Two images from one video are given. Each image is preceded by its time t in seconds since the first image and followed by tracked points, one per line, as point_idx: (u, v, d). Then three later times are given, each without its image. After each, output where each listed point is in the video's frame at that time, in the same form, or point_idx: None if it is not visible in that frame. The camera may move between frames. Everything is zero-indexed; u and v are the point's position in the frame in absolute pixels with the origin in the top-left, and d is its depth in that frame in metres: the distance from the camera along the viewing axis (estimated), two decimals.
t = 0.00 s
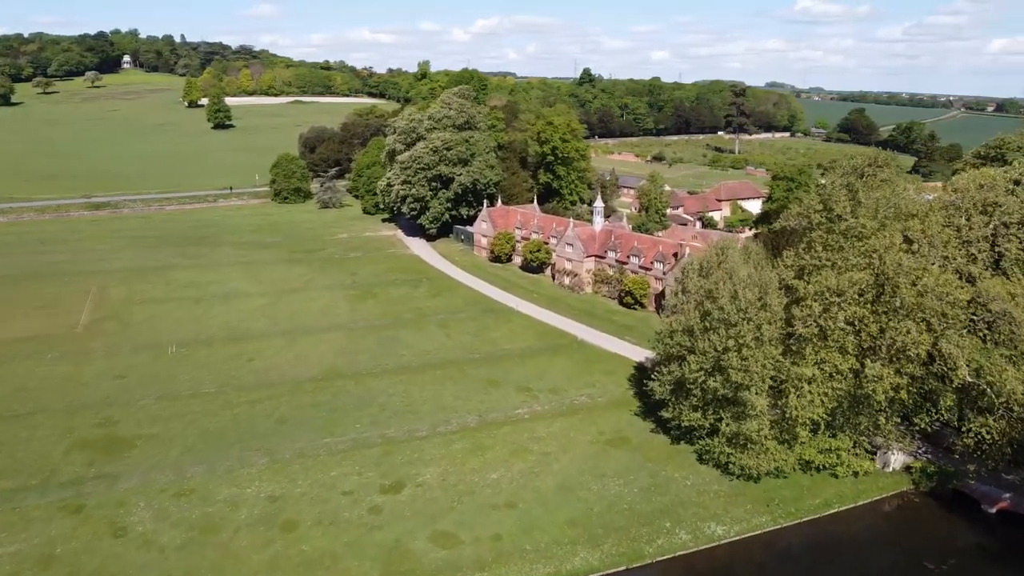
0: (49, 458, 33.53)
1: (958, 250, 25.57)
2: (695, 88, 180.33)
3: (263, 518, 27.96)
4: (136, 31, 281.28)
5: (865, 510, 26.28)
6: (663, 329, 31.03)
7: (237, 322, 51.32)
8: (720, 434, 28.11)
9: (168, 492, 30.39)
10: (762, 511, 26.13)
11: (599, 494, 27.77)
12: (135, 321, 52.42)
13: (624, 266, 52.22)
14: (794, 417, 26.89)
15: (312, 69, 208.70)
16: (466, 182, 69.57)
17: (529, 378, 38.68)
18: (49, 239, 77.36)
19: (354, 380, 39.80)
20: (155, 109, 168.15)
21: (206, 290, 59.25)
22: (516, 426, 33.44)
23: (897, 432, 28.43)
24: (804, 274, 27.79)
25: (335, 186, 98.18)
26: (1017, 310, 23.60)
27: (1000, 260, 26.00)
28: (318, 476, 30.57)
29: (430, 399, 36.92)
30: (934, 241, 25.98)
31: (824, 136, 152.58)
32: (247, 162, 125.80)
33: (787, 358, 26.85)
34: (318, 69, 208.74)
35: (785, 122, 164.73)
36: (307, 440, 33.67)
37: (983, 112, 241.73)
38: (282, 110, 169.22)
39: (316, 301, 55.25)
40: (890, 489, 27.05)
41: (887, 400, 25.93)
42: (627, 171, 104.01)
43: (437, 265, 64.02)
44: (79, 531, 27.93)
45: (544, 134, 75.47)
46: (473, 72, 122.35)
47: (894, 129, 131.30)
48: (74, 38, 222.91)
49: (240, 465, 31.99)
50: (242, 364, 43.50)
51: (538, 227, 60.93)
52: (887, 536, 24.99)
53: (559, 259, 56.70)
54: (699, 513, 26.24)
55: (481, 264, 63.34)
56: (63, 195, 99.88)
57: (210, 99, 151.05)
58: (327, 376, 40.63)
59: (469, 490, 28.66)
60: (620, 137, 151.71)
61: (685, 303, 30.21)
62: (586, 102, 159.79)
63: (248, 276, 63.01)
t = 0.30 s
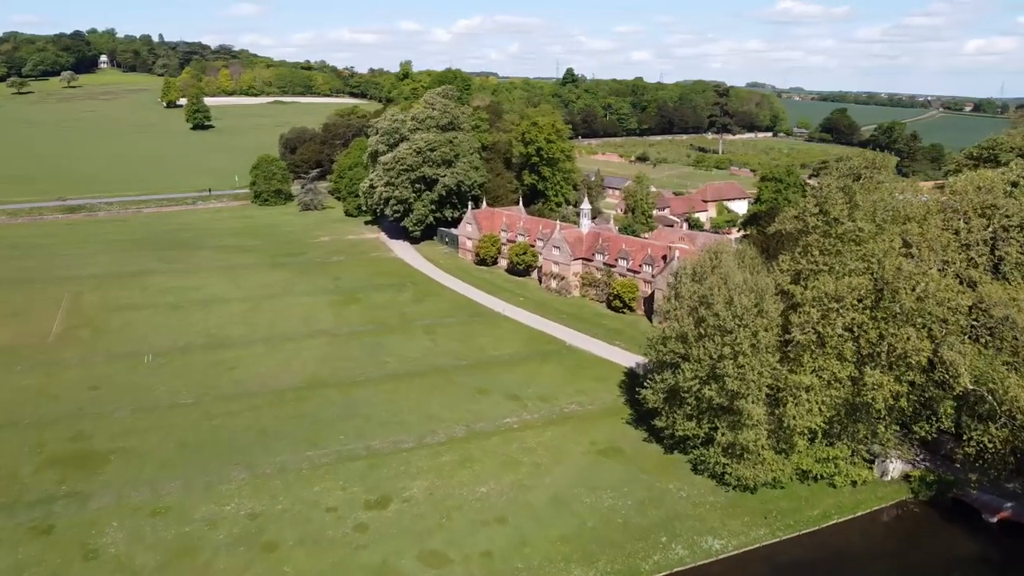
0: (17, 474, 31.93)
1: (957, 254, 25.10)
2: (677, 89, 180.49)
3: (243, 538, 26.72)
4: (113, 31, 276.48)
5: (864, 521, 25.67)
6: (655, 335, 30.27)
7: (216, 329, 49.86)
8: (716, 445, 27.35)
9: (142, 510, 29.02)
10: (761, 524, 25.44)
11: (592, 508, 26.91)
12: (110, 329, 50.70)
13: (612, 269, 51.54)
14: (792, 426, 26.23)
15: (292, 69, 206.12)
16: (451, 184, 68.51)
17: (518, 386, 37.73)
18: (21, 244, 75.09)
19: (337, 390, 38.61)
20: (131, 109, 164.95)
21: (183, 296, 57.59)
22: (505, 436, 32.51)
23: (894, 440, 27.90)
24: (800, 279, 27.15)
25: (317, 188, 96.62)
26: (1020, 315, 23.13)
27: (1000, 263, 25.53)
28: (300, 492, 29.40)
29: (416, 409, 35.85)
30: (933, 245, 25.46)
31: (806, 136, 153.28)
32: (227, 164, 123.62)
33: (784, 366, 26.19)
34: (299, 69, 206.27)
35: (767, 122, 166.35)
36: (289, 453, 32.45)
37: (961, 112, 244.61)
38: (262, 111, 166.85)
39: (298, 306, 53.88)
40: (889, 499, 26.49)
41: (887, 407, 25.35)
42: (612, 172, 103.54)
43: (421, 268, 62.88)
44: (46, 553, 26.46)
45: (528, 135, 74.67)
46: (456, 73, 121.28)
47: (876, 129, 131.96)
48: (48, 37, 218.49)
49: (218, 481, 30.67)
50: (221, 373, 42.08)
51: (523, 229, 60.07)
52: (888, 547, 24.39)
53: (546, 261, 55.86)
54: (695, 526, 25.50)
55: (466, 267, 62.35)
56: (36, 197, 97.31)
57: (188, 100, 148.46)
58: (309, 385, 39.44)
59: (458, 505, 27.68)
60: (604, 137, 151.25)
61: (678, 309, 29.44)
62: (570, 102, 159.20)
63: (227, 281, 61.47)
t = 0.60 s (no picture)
0: None
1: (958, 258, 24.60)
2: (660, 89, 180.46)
3: (221, 558, 25.49)
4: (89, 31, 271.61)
5: (864, 532, 25.01)
6: (648, 342, 29.49)
7: (195, 335, 48.40)
8: (712, 455, 26.59)
9: (115, 530, 27.62)
10: (760, 536, 24.71)
11: (585, 522, 26.05)
12: (84, 336, 49.00)
13: (600, 272, 50.79)
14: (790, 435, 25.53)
15: (273, 69, 203.54)
16: (435, 185, 67.36)
17: (506, 394, 36.77)
18: None
19: (320, 400, 37.41)
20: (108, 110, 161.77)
21: (161, 302, 55.98)
22: (494, 447, 31.57)
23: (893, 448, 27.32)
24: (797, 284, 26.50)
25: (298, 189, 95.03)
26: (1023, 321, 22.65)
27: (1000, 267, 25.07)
28: (282, 509, 28.22)
29: (402, 419, 34.78)
30: (933, 249, 24.94)
31: (788, 136, 153.87)
32: (206, 165, 121.37)
33: (782, 373, 25.49)
34: (279, 69, 203.65)
35: (750, 122, 166.41)
36: (270, 467, 31.24)
37: (939, 112, 247.22)
38: (242, 111, 164.37)
39: (279, 312, 52.52)
40: (888, 509, 25.89)
41: (888, 415, 24.74)
42: (597, 172, 102.90)
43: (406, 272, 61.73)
44: None
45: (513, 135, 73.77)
46: (439, 72, 120.04)
47: (858, 129, 132.55)
48: (21, 36, 213.97)
49: (196, 499, 29.33)
50: (199, 383, 40.70)
51: (509, 232, 59.15)
52: (890, 559, 23.76)
53: (532, 264, 54.98)
54: (692, 540, 24.72)
55: (451, 270, 61.31)
56: (8, 200, 94.73)
57: (166, 100, 145.79)
58: (291, 395, 38.22)
59: (446, 521, 26.68)
60: (588, 137, 150.70)
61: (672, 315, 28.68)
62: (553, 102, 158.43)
63: (206, 286, 59.92)
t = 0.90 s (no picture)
0: None
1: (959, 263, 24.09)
2: (644, 89, 180.43)
3: None
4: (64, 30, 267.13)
5: (865, 545, 24.36)
6: (641, 349, 28.70)
7: (172, 343, 46.82)
8: (709, 467, 25.82)
9: (88, 552, 25.80)
10: (759, 550, 23.97)
11: (579, 538, 25.14)
12: (55, 344, 47.13)
13: (588, 275, 50.03)
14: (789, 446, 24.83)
15: (253, 69, 200.88)
16: (419, 187, 66.07)
17: (494, 402, 35.81)
18: None
19: (302, 411, 36.19)
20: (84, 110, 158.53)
21: (137, 307, 54.27)
22: (483, 458, 30.58)
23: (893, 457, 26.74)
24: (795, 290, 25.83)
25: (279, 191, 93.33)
26: None
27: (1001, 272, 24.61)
28: (263, 527, 26.93)
29: (387, 430, 33.68)
30: (934, 254, 24.42)
31: (771, 136, 154.46)
32: (184, 167, 119.08)
33: (780, 383, 24.80)
34: (259, 69, 201.11)
35: (732, 122, 166.63)
36: (250, 482, 29.92)
37: (918, 112, 249.94)
38: (222, 112, 161.81)
39: (260, 318, 51.08)
40: (889, 520, 25.29)
41: (889, 425, 24.15)
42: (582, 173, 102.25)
43: (389, 276, 60.55)
44: None
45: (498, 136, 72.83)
46: (422, 73, 118.85)
47: (840, 129, 133.25)
48: None
49: (174, 518, 27.69)
50: (177, 392, 39.04)
51: (495, 234, 58.22)
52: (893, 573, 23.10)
53: (519, 267, 54.07)
54: (688, 556, 23.93)
55: (436, 274, 60.23)
56: None
57: (143, 101, 143.08)
58: (271, 406, 36.93)
59: (435, 539, 25.63)
60: (571, 137, 150.23)
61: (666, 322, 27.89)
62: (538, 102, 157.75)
63: (184, 291, 58.28)
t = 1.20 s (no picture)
0: None
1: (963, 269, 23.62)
2: (628, 89, 180.34)
3: None
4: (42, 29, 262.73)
5: (868, 558, 23.71)
6: (636, 357, 27.88)
7: (150, 351, 45.35)
8: (708, 480, 25.04)
9: None
10: (761, 566, 23.21)
11: (575, 555, 24.25)
12: (28, 352, 45.42)
13: (578, 279, 49.24)
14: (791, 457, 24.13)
15: (234, 69, 198.13)
16: (404, 189, 64.98)
17: (484, 412, 34.85)
18: None
19: (285, 422, 35.00)
20: (61, 111, 155.51)
21: (115, 314, 52.66)
22: (473, 471, 29.62)
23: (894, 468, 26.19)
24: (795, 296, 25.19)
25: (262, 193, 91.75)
26: None
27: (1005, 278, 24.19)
28: (246, 546, 25.69)
29: (374, 441, 32.62)
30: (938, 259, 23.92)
31: (755, 136, 154.85)
32: (164, 168, 116.88)
33: (781, 392, 24.11)
34: (240, 69, 198.57)
35: (717, 122, 166.97)
36: (231, 499, 28.67)
37: (898, 112, 253.01)
38: (203, 112, 159.40)
39: (242, 325, 49.71)
40: (893, 532, 24.68)
41: (892, 434, 23.56)
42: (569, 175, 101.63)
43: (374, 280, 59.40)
44: None
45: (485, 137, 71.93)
46: (406, 73, 117.68)
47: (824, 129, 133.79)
48: None
49: (151, 538, 26.34)
50: (156, 403, 37.65)
51: (482, 237, 57.30)
52: None
53: (506, 271, 53.19)
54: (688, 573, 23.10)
55: (422, 278, 59.18)
56: None
57: (122, 101, 140.55)
58: (253, 417, 35.69)
59: (426, 558, 24.59)
60: (557, 138, 149.66)
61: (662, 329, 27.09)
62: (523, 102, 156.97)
63: (164, 297, 56.74)
